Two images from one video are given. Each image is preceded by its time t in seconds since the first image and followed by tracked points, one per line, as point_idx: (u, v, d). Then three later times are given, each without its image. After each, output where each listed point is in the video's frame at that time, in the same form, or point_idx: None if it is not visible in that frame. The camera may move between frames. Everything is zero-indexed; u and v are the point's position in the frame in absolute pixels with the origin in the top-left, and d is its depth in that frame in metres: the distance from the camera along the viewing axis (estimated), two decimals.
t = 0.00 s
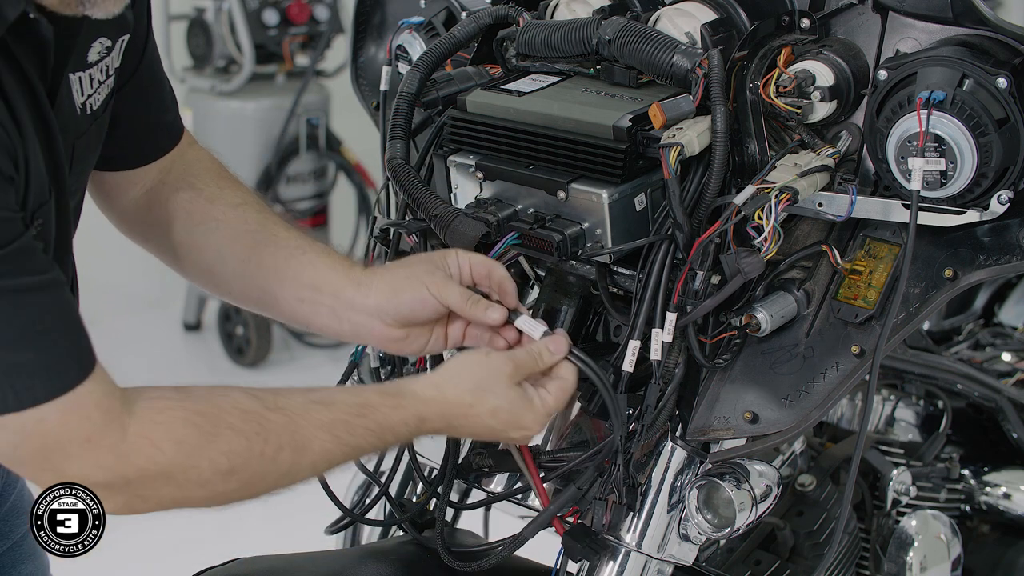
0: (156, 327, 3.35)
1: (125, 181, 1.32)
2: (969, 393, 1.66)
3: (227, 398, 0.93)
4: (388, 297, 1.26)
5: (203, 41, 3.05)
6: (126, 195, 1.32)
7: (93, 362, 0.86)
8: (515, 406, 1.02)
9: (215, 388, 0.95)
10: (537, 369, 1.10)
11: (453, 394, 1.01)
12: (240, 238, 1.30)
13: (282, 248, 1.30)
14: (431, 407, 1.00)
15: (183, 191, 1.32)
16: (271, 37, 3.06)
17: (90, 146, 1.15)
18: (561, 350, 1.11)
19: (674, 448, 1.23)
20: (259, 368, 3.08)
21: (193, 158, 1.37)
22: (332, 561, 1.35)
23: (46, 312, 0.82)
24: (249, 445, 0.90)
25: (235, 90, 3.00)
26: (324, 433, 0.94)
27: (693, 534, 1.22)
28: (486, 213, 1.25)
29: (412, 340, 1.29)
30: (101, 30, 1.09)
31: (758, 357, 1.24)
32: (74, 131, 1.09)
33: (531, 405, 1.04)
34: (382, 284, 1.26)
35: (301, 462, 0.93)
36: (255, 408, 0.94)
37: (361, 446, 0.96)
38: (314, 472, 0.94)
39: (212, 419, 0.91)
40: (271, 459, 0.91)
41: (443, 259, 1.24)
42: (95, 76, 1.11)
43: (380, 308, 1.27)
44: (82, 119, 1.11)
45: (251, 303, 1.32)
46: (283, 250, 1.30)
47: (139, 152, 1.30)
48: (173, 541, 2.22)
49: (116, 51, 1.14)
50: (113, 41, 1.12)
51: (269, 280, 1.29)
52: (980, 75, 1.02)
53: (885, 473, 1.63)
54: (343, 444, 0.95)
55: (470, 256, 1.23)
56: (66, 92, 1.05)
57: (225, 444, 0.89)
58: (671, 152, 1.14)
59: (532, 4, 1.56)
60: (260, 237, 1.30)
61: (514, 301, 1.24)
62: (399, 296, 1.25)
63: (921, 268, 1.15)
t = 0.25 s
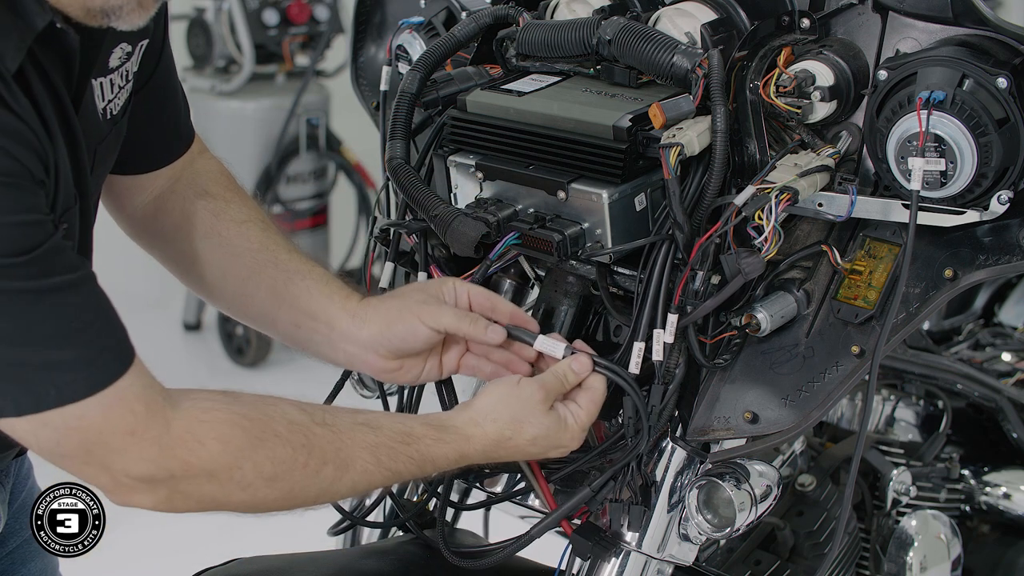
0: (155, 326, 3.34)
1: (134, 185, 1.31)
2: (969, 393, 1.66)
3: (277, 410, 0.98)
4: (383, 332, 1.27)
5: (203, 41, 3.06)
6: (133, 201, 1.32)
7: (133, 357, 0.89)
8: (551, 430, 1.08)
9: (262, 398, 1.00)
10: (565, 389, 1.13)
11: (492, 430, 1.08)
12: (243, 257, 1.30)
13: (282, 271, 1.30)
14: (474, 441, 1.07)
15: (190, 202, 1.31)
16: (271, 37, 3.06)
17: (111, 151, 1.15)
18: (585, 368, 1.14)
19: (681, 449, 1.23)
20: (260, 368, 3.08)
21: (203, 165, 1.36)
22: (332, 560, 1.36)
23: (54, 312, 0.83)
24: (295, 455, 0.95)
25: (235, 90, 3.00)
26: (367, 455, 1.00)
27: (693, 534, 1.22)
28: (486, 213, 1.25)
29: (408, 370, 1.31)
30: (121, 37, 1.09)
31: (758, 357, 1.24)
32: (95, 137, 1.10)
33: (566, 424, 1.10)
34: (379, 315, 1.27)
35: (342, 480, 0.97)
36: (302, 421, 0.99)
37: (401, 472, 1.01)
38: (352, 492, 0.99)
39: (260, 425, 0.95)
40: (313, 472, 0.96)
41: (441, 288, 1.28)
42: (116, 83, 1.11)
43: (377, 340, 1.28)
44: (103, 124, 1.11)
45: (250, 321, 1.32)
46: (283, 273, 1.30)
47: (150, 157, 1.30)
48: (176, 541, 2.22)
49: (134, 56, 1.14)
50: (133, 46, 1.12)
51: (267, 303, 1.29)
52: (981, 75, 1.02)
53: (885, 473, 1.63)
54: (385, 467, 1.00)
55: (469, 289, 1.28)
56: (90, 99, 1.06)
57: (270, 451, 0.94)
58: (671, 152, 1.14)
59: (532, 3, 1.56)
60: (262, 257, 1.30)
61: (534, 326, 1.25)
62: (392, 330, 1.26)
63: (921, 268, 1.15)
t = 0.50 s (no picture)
0: (155, 326, 3.33)
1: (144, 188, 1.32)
2: (969, 393, 1.66)
3: (284, 415, 1.00)
4: (382, 338, 1.29)
5: (203, 41, 3.06)
6: (139, 201, 1.32)
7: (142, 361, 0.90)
8: (555, 435, 1.10)
9: (267, 403, 1.01)
10: (569, 392, 1.13)
11: (497, 435, 1.09)
12: (251, 264, 1.32)
13: (287, 276, 1.32)
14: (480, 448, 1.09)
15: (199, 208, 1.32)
16: (271, 37, 3.06)
17: (122, 153, 1.16)
18: (588, 370, 1.14)
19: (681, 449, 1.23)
20: (260, 369, 3.08)
21: (209, 167, 1.37)
22: (332, 560, 1.36)
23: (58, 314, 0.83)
24: (301, 460, 0.97)
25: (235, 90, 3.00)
26: (372, 459, 1.01)
27: (693, 534, 1.22)
28: (486, 213, 1.25)
29: (409, 375, 1.34)
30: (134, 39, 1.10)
31: (758, 357, 1.24)
32: (108, 139, 1.10)
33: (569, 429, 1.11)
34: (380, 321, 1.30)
35: (347, 484, 0.99)
36: (307, 426, 1.00)
37: (405, 477, 1.03)
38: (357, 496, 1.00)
39: (267, 430, 0.97)
40: (319, 476, 0.97)
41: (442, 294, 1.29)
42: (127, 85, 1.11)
43: (378, 347, 1.30)
44: (114, 126, 1.12)
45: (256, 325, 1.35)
46: (288, 278, 1.32)
47: (158, 159, 1.30)
48: (175, 541, 2.22)
49: (145, 59, 1.15)
50: (144, 49, 1.13)
51: (273, 309, 1.31)
52: (981, 75, 1.02)
53: (885, 473, 1.63)
54: (389, 471, 1.02)
55: (469, 294, 1.29)
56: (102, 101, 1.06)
57: (276, 455, 0.95)
58: (671, 152, 1.14)
59: (532, 3, 1.56)
60: (268, 263, 1.32)
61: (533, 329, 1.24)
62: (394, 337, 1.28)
63: (921, 268, 1.15)
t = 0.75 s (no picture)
0: (155, 326, 3.33)
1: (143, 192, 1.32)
2: (969, 393, 1.66)
3: (252, 414, 0.96)
4: (383, 341, 1.29)
5: (203, 41, 3.06)
6: (140, 206, 1.33)
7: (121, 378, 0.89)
8: (527, 418, 1.04)
9: (239, 403, 0.97)
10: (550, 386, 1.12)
11: (466, 410, 1.02)
12: (249, 268, 1.32)
13: (286, 279, 1.32)
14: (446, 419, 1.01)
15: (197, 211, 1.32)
16: (271, 37, 3.06)
17: (127, 156, 1.17)
18: (574, 368, 1.13)
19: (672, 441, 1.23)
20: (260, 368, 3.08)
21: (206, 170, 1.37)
22: (333, 560, 1.36)
23: (57, 317, 0.83)
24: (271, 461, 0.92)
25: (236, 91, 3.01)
26: (342, 449, 0.96)
27: (693, 534, 1.22)
28: (486, 213, 1.25)
29: (411, 373, 1.34)
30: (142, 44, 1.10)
31: (758, 357, 1.24)
32: (115, 143, 1.11)
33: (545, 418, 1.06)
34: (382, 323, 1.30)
35: (319, 477, 0.94)
36: (276, 424, 0.95)
37: (378, 461, 0.97)
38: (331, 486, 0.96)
39: (236, 436, 0.92)
40: (289, 473, 0.93)
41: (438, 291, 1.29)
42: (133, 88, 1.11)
43: (381, 349, 1.30)
44: (120, 130, 1.12)
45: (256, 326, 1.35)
46: (287, 280, 1.32)
47: (158, 164, 1.31)
48: (173, 541, 2.21)
49: (150, 63, 1.16)
50: (149, 53, 1.14)
51: (272, 312, 1.32)
52: (980, 75, 1.02)
53: (885, 473, 1.63)
54: (360, 459, 0.96)
55: (465, 290, 1.27)
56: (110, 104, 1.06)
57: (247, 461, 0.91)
58: (671, 152, 1.14)
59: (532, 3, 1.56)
60: (266, 268, 1.32)
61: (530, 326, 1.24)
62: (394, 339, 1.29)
63: (921, 268, 1.15)
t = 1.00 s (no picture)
0: (154, 326, 3.33)
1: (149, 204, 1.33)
2: (969, 393, 1.66)
3: (205, 397, 0.97)
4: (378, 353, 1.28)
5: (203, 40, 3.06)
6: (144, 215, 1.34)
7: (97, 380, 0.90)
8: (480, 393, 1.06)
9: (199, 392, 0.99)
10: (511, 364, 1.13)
11: (430, 364, 1.07)
12: (248, 279, 1.32)
13: (284, 292, 1.32)
14: (396, 375, 1.05)
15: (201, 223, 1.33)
16: (271, 37, 3.07)
17: (146, 162, 1.16)
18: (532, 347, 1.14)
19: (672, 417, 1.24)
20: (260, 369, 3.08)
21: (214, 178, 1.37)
22: (333, 560, 1.36)
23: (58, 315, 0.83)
24: (225, 443, 0.95)
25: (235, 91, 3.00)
26: (297, 422, 0.99)
27: (693, 534, 1.22)
28: (486, 213, 1.25)
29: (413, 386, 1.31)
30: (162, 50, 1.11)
31: (758, 357, 1.24)
32: (131, 148, 1.11)
33: (507, 391, 1.06)
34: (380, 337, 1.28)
35: (275, 453, 0.97)
36: (228, 405, 0.98)
37: (335, 429, 1.01)
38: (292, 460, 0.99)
39: (191, 422, 0.95)
40: (246, 454, 0.96)
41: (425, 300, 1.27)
42: (153, 94, 1.13)
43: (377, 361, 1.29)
44: (140, 135, 1.13)
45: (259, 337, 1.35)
46: (282, 292, 1.32)
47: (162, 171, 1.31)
48: (172, 541, 2.21)
49: (174, 71, 1.17)
50: (173, 61, 1.15)
51: (272, 323, 1.32)
52: (980, 75, 1.02)
53: (885, 473, 1.63)
54: (315, 428, 1.00)
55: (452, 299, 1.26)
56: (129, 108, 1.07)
57: (203, 446, 0.94)
58: (671, 152, 1.14)
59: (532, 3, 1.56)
60: (264, 279, 1.32)
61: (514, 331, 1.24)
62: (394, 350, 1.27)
63: (921, 268, 1.15)
